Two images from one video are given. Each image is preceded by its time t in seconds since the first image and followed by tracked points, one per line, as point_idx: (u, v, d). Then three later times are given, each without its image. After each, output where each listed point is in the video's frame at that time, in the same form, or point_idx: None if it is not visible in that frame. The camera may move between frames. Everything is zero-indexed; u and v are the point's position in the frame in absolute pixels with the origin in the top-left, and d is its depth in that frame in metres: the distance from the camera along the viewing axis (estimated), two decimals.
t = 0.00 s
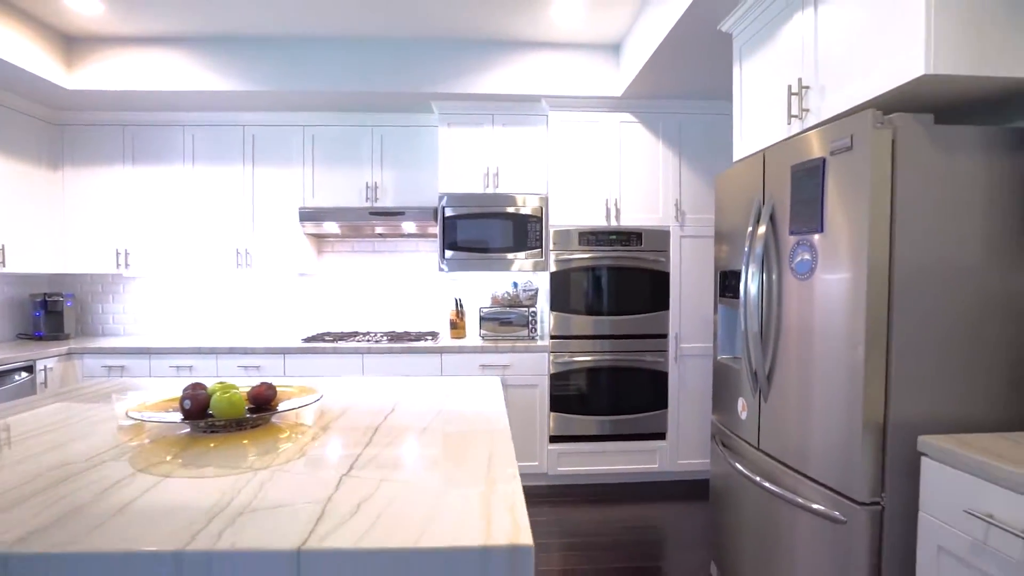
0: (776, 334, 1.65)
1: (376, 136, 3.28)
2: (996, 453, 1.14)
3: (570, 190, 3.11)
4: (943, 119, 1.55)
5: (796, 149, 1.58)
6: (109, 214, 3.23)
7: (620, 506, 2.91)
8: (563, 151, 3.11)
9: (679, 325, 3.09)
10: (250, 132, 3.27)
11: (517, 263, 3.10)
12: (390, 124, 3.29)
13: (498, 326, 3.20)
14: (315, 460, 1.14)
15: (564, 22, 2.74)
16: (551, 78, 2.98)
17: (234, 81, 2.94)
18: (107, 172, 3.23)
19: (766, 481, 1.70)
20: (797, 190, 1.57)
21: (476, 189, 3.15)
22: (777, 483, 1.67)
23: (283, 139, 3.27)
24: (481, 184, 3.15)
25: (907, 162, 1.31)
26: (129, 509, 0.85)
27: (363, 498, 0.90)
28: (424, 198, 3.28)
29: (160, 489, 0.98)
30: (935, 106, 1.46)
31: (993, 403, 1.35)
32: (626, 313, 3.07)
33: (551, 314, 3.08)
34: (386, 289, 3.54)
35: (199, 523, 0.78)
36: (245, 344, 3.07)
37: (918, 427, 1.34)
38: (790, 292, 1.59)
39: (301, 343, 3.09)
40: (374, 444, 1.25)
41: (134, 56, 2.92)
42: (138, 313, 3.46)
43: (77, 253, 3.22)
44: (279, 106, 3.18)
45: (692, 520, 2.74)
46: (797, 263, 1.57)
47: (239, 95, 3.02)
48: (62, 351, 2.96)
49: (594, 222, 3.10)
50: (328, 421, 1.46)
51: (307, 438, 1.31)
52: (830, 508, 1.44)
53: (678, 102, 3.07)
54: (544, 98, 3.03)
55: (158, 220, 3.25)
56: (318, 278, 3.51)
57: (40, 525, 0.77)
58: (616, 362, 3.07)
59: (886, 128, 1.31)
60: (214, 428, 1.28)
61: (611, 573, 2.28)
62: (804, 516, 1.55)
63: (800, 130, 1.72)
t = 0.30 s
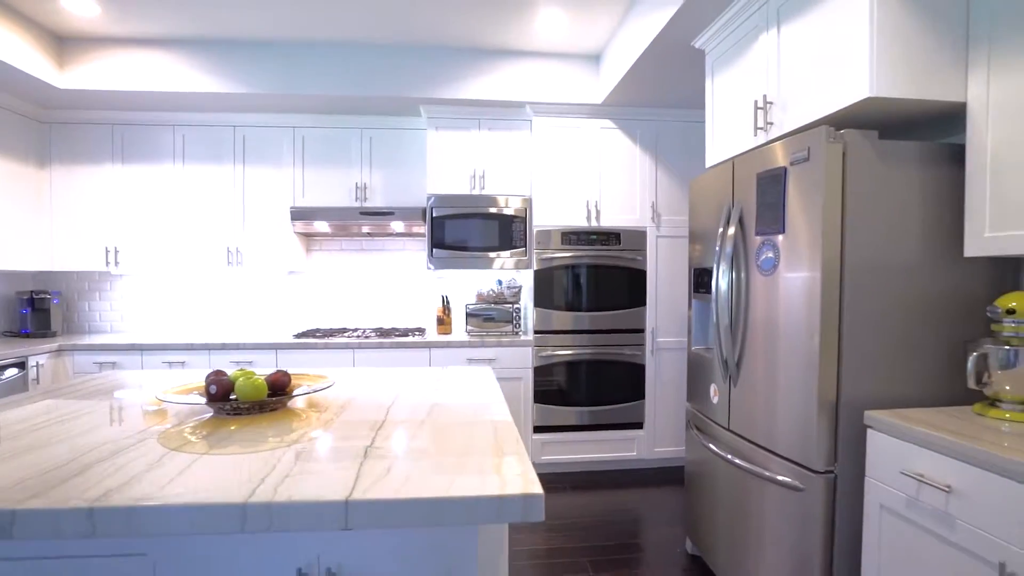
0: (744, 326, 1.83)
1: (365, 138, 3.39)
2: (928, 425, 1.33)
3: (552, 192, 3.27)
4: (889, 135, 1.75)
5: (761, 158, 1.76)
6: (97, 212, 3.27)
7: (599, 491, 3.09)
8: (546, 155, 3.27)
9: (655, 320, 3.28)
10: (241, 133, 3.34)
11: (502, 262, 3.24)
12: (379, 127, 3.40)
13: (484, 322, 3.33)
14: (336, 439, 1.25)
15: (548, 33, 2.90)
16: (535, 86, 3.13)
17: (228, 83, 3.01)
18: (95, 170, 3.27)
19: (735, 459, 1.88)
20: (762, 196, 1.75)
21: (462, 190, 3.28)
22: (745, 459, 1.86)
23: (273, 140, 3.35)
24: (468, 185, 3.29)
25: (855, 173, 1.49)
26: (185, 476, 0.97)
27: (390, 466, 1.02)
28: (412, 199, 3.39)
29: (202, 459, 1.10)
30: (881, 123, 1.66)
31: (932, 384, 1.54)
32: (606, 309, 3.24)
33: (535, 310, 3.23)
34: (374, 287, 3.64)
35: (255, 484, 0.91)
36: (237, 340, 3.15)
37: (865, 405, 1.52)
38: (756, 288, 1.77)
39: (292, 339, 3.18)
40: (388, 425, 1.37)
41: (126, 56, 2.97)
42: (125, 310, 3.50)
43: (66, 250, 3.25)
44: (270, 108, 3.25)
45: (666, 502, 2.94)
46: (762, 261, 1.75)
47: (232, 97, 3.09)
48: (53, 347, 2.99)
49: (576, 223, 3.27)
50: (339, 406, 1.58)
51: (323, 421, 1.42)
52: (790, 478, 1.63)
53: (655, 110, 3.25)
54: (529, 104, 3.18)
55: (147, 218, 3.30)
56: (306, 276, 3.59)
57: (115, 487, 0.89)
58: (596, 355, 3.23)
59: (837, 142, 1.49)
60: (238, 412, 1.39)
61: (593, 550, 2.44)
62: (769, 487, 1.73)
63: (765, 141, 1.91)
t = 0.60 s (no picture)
0: (721, 322, 2.00)
1: (361, 144, 3.50)
2: (879, 408, 1.51)
3: (541, 196, 3.42)
4: (850, 150, 1.93)
5: (735, 170, 1.94)
6: (97, 214, 3.35)
7: (586, 480, 3.26)
8: (535, 161, 3.42)
9: (639, 319, 3.45)
10: (239, 137, 3.43)
11: (493, 263, 3.39)
12: (374, 132, 3.52)
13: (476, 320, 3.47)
14: (356, 425, 1.39)
15: (538, 46, 3.05)
16: (526, 95, 3.28)
17: (229, 89, 3.10)
18: (95, 172, 3.34)
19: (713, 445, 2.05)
20: (737, 204, 1.93)
21: (455, 194, 3.42)
22: (722, 444, 2.03)
23: (271, 144, 3.45)
24: (460, 189, 3.43)
25: (817, 185, 1.67)
26: (231, 454, 1.11)
27: (411, 446, 1.16)
28: (406, 202, 3.52)
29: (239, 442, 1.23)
30: (842, 140, 1.84)
31: (886, 374, 1.72)
32: (592, 308, 3.41)
33: (526, 309, 3.38)
34: (369, 287, 3.75)
35: (296, 460, 1.05)
36: (237, 339, 3.26)
37: (826, 393, 1.70)
38: (731, 287, 1.95)
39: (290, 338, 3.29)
40: (401, 415, 1.50)
41: (128, 62, 3.05)
42: (124, 310, 3.58)
43: (66, 251, 3.33)
44: (268, 114, 3.36)
45: (650, 490, 3.11)
46: (736, 263, 1.92)
47: (233, 103, 3.19)
48: (56, 346, 3.07)
49: (564, 226, 3.43)
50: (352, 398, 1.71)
51: (340, 410, 1.55)
52: (761, 459, 1.80)
53: (639, 119, 3.43)
54: (519, 113, 3.33)
55: (147, 220, 3.38)
56: (303, 276, 3.69)
57: (175, 463, 1.02)
58: (584, 352, 3.40)
59: (801, 158, 1.67)
60: (262, 401, 1.52)
61: (581, 533, 2.60)
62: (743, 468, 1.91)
63: (739, 154, 2.08)
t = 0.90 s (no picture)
0: (707, 319, 2.16)
1: (365, 149, 3.64)
2: (848, 396, 1.68)
3: (537, 201, 3.58)
4: (824, 161, 2.10)
5: (720, 179, 2.10)
6: (108, 216, 3.47)
7: (581, 471, 3.41)
8: (533, 167, 3.58)
9: (631, 318, 3.61)
10: (247, 143, 3.56)
11: (492, 264, 3.54)
12: (378, 139, 3.66)
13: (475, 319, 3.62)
14: (377, 412, 1.53)
15: (535, 58, 3.20)
16: (523, 104, 3.43)
17: (239, 97, 3.23)
18: (106, 176, 3.46)
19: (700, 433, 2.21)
20: (721, 210, 2.09)
21: (455, 198, 3.57)
22: (708, 432, 2.20)
23: (277, 150, 3.57)
24: (461, 194, 3.58)
25: (793, 194, 1.84)
26: (272, 434, 1.26)
27: (431, 428, 1.31)
28: (408, 206, 3.66)
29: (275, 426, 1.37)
30: (816, 153, 2.01)
31: (855, 366, 1.89)
32: (587, 308, 3.57)
33: (523, 308, 3.54)
34: (371, 287, 3.89)
35: (333, 437, 1.20)
36: (246, 337, 3.39)
37: (801, 384, 1.87)
38: (716, 287, 2.12)
39: (297, 336, 3.42)
40: (416, 404, 1.65)
41: (141, 71, 3.18)
42: (134, 309, 3.70)
43: (79, 253, 3.44)
44: (275, 121, 3.48)
45: (641, 480, 3.27)
46: (721, 265, 2.09)
47: (242, 110, 3.31)
48: (70, 344, 3.19)
49: (559, 229, 3.58)
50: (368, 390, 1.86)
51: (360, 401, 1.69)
52: (744, 444, 1.97)
53: (631, 127, 3.59)
54: (517, 121, 3.48)
55: (157, 222, 3.50)
56: (307, 277, 3.82)
57: (227, 439, 1.17)
58: (578, 350, 3.56)
59: (779, 169, 1.84)
60: (288, 392, 1.66)
61: (577, 518, 2.76)
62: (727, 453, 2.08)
63: (724, 164, 2.25)
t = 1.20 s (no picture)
0: (699, 318, 2.31)
1: (370, 155, 3.77)
2: (827, 388, 1.82)
3: (537, 205, 3.72)
4: (808, 171, 2.25)
5: (711, 187, 2.24)
6: (122, 220, 3.58)
7: (579, 465, 3.55)
8: (533, 172, 3.72)
9: (628, 318, 3.75)
10: (257, 149, 3.68)
11: (493, 266, 3.68)
12: (383, 145, 3.78)
13: (477, 319, 3.75)
14: (395, 405, 1.67)
15: (536, 68, 3.34)
16: (524, 112, 3.57)
17: (251, 104, 3.35)
18: (121, 181, 3.58)
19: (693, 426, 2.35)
20: (712, 216, 2.24)
21: (458, 202, 3.70)
22: (699, 424, 2.34)
23: (286, 155, 3.70)
24: (464, 198, 3.71)
25: (778, 202, 1.98)
26: (304, 422, 1.39)
27: (447, 416, 1.45)
28: (413, 209, 3.79)
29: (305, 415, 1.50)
30: (800, 163, 2.16)
31: (836, 362, 2.04)
32: (585, 308, 3.70)
33: (523, 309, 3.67)
34: (377, 288, 4.01)
35: (361, 423, 1.34)
36: (256, 336, 3.51)
37: (786, 378, 2.01)
38: (708, 288, 2.26)
39: (306, 335, 3.55)
40: (430, 398, 1.78)
41: (157, 79, 3.30)
42: (146, 310, 3.81)
43: (95, 254, 3.56)
44: (285, 127, 3.61)
45: (637, 473, 3.41)
46: (711, 267, 2.23)
47: (253, 117, 3.44)
48: (87, 343, 3.31)
49: (558, 232, 3.72)
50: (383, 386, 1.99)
51: (377, 395, 1.82)
52: (732, 435, 2.11)
53: (627, 134, 3.74)
54: (518, 128, 3.62)
55: (169, 225, 3.62)
56: (314, 278, 3.95)
57: (266, 426, 1.31)
58: (577, 348, 3.69)
59: (764, 179, 1.98)
60: (311, 386, 1.79)
61: (576, 508, 2.90)
62: (718, 444, 2.22)
63: (715, 172, 2.39)
